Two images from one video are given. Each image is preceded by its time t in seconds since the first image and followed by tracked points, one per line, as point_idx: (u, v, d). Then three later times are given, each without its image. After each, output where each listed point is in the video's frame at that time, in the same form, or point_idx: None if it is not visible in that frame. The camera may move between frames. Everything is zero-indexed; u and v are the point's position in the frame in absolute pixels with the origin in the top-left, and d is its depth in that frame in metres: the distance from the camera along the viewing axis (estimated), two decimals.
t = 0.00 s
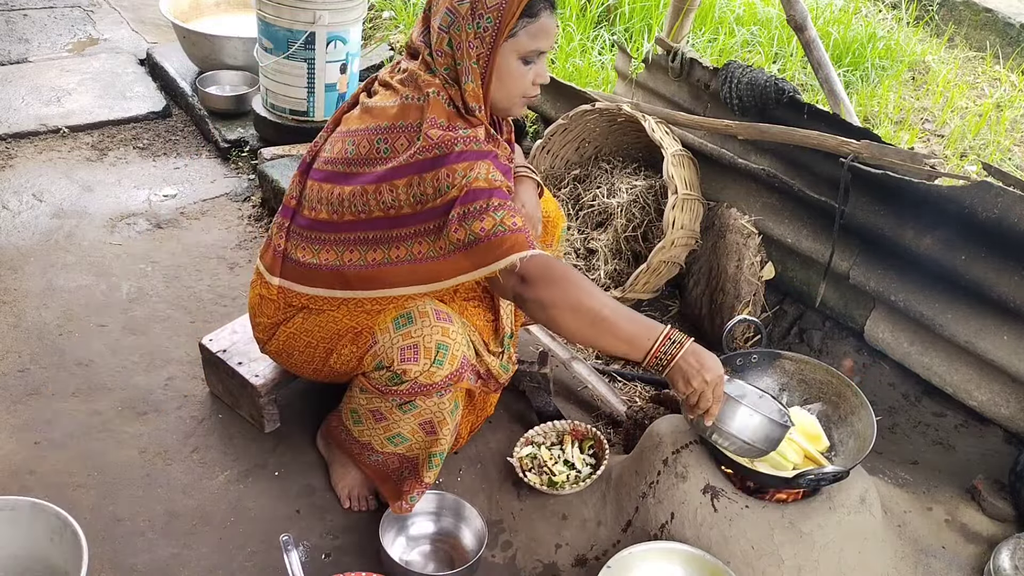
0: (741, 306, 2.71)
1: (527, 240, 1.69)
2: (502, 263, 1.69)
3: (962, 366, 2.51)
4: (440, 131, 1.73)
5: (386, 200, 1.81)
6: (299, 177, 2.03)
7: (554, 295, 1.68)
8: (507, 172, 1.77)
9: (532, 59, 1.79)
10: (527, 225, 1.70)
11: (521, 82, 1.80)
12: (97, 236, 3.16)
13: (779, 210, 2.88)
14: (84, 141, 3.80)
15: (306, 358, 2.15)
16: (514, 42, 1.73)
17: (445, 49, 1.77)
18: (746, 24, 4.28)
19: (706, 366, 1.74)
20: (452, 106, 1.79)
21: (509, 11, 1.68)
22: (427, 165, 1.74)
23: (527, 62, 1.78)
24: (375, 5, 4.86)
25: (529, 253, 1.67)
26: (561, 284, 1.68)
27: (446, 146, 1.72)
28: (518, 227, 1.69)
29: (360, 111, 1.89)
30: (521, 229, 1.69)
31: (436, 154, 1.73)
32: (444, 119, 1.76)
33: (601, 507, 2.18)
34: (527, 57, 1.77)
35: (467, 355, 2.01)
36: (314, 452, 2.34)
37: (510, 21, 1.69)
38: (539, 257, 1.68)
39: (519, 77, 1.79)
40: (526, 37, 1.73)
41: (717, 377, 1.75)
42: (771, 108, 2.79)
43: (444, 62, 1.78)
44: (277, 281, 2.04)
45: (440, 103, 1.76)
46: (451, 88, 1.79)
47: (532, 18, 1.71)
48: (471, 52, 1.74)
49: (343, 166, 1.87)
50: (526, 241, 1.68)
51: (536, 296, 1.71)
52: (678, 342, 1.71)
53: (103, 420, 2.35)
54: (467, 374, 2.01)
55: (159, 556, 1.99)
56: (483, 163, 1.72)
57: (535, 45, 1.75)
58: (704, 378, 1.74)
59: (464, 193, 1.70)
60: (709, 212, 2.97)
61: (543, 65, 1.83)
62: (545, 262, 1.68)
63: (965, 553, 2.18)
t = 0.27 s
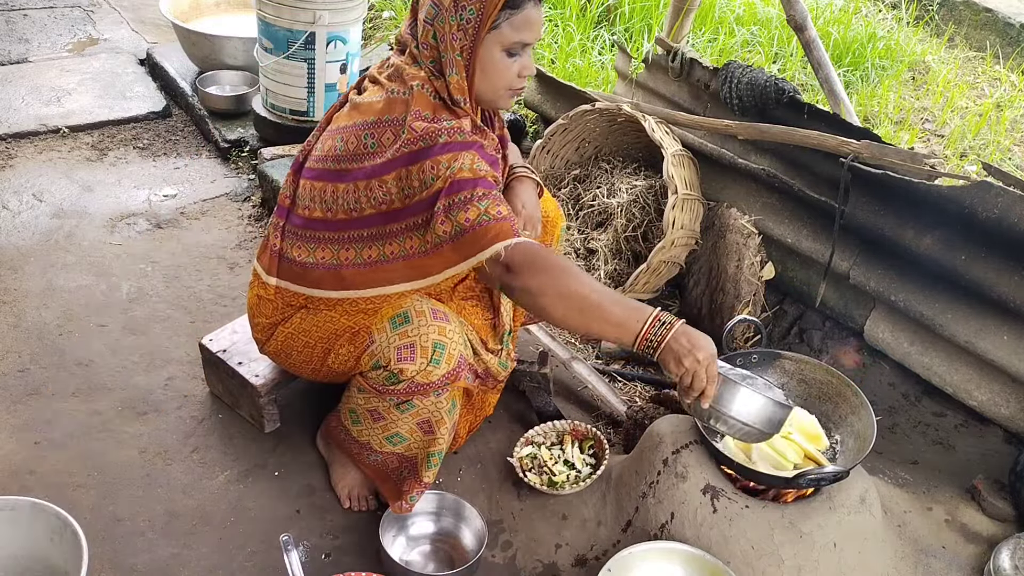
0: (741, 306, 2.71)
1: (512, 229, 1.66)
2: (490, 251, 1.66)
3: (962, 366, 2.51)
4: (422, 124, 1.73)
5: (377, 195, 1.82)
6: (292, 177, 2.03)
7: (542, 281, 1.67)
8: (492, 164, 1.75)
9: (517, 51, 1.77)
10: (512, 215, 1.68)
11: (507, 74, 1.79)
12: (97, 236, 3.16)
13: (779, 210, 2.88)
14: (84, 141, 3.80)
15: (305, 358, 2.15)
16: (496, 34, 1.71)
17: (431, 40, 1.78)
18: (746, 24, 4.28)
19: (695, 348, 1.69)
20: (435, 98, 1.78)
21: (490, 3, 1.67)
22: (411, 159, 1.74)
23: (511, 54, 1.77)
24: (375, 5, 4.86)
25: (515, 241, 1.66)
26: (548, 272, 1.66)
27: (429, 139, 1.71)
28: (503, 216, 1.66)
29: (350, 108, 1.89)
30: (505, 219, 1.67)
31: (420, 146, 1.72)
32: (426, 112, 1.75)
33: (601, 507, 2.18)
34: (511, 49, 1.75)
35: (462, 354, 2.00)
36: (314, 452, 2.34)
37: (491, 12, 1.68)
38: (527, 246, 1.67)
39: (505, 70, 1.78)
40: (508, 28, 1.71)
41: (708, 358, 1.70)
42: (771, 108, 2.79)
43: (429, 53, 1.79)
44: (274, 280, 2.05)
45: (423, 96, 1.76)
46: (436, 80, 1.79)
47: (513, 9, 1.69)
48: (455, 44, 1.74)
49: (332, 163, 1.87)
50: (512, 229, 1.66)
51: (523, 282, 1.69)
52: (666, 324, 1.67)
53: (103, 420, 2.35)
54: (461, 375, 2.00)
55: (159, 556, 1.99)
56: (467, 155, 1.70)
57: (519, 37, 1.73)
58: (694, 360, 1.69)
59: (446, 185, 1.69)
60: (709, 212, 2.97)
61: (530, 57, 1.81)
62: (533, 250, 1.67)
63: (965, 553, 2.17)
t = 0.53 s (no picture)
0: (741, 306, 2.71)
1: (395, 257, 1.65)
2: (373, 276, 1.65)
3: (962, 366, 2.51)
4: (373, 124, 1.69)
5: (333, 193, 1.83)
6: (280, 175, 2.00)
7: (406, 314, 1.66)
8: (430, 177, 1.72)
9: (493, 54, 1.69)
10: (412, 243, 1.67)
11: (480, 77, 1.71)
12: (97, 236, 3.16)
13: (779, 211, 2.88)
14: (84, 141, 3.80)
15: (301, 359, 2.15)
16: (473, 34, 1.64)
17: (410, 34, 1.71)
18: (746, 24, 4.28)
19: (555, 376, 1.65)
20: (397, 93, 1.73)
21: None
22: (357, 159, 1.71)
23: (487, 57, 1.69)
24: (375, 5, 4.86)
25: (391, 274, 1.65)
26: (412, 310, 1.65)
27: (375, 141, 1.68)
28: (400, 244, 1.65)
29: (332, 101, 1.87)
30: (400, 247, 1.65)
31: (362, 148, 1.69)
32: (381, 108, 1.70)
33: (601, 507, 2.18)
34: (488, 52, 1.68)
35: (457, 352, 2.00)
36: (314, 452, 2.34)
37: (470, 10, 1.60)
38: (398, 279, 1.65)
39: (478, 72, 1.70)
40: (485, 30, 1.63)
41: (566, 385, 1.65)
42: (771, 108, 2.79)
43: (406, 45, 1.73)
44: (263, 280, 2.06)
45: (383, 92, 1.72)
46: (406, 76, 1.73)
47: (494, 11, 1.62)
48: (431, 39, 1.66)
49: (309, 161, 1.85)
50: (395, 260, 1.65)
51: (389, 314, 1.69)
52: (528, 349, 1.64)
53: (103, 421, 2.35)
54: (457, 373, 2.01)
55: (159, 556, 1.99)
56: (403, 168, 1.68)
57: (496, 40, 1.65)
58: (552, 388, 1.65)
59: (374, 195, 1.67)
60: (709, 212, 2.97)
61: (507, 61, 1.72)
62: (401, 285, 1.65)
63: (965, 553, 2.17)
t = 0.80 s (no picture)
0: (740, 306, 2.71)
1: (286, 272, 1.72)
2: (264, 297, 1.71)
3: (962, 366, 2.51)
4: (315, 130, 1.76)
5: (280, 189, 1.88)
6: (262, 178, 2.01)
7: (270, 333, 1.72)
8: (353, 193, 1.75)
9: (461, 80, 1.71)
10: (309, 262, 1.74)
11: (445, 99, 1.73)
12: (97, 236, 3.16)
13: (779, 210, 2.88)
14: (84, 141, 3.80)
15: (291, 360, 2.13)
16: (441, 57, 1.66)
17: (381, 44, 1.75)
18: (746, 24, 4.28)
19: (359, 452, 1.69)
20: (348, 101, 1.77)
21: (444, 23, 1.63)
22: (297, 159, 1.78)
23: (454, 82, 1.71)
24: (375, 6, 4.86)
25: (274, 287, 1.70)
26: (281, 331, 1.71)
27: (313, 147, 1.76)
28: (297, 260, 1.73)
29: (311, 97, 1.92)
30: (296, 263, 1.73)
31: (300, 153, 1.77)
32: (326, 113, 1.78)
33: (601, 507, 2.18)
34: (455, 76, 1.70)
35: (439, 346, 1.95)
36: (314, 452, 2.34)
37: (442, 34, 1.63)
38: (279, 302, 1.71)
39: (444, 95, 1.72)
40: (455, 56, 1.65)
41: (363, 463, 1.68)
42: (771, 108, 2.79)
43: (377, 54, 1.76)
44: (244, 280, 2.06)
45: (336, 98, 1.79)
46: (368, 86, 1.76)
47: (466, 41, 1.64)
48: (400, 52, 1.68)
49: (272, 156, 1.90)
50: (286, 274, 1.72)
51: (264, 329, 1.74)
52: (353, 417, 1.70)
53: (103, 420, 2.35)
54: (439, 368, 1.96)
55: (159, 556, 1.99)
56: (324, 181, 1.73)
57: (465, 68, 1.68)
58: (349, 460, 1.69)
59: (290, 202, 1.74)
60: (709, 212, 2.96)
61: (475, 89, 1.75)
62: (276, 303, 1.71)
63: (965, 553, 2.17)
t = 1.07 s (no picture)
0: (740, 306, 2.71)
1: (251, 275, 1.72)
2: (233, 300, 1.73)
3: (962, 366, 2.51)
4: (284, 131, 1.77)
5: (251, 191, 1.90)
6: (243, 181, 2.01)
7: (232, 332, 1.72)
8: (321, 197, 1.75)
9: (436, 85, 1.71)
10: (274, 265, 1.75)
11: (420, 103, 1.73)
12: (97, 236, 3.16)
13: (779, 210, 2.88)
14: (84, 141, 3.80)
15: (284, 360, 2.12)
16: (416, 62, 1.66)
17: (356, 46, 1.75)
18: (746, 24, 4.28)
19: (314, 454, 1.69)
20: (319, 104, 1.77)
21: (419, 28, 1.63)
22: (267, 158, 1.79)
23: (429, 86, 1.71)
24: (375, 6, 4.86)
25: (239, 288, 1.72)
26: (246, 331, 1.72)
27: (281, 150, 1.77)
28: (262, 263, 1.73)
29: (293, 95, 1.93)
30: (261, 266, 1.73)
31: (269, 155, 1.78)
32: (295, 115, 1.78)
33: (601, 507, 2.18)
34: (430, 81, 1.70)
35: (421, 345, 1.93)
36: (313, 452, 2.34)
37: (417, 39, 1.63)
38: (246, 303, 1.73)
39: (420, 99, 1.72)
40: (430, 61, 1.66)
41: (317, 467, 1.68)
42: (771, 108, 2.79)
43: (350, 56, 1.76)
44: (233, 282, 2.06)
45: (306, 100, 1.79)
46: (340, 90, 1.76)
47: (441, 46, 1.65)
48: (373, 55, 1.68)
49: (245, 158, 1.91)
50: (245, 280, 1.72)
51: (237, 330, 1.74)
52: (310, 420, 1.70)
53: (103, 421, 2.35)
54: (422, 368, 1.93)
55: (159, 556, 1.99)
56: (291, 184, 1.74)
57: (440, 73, 1.68)
58: (304, 462, 1.69)
59: (258, 205, 1.75)
60: (709, 212, 2.96)
61: (452, 93, 1.74)
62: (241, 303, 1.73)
63: (965, 553, 2.17)
